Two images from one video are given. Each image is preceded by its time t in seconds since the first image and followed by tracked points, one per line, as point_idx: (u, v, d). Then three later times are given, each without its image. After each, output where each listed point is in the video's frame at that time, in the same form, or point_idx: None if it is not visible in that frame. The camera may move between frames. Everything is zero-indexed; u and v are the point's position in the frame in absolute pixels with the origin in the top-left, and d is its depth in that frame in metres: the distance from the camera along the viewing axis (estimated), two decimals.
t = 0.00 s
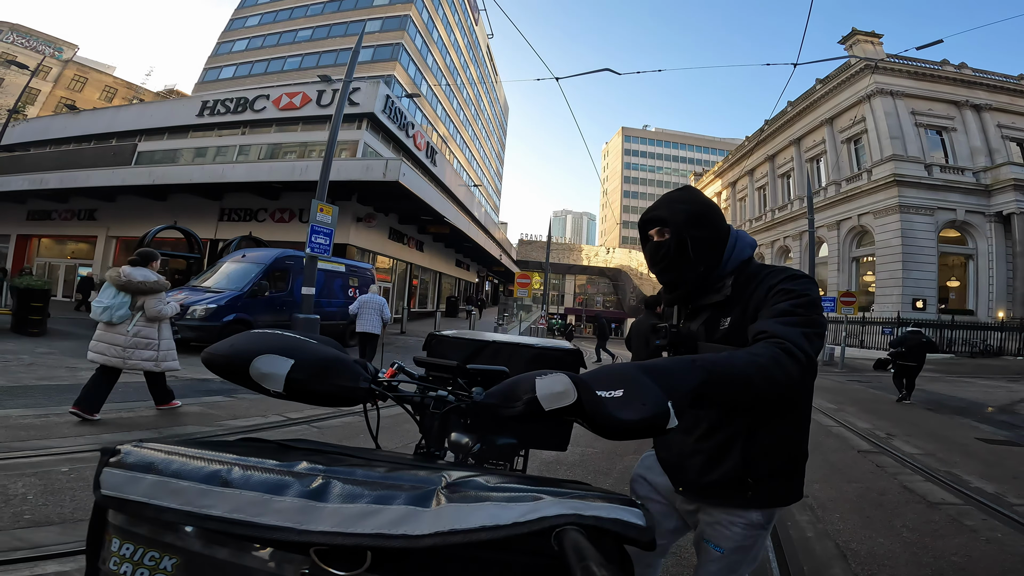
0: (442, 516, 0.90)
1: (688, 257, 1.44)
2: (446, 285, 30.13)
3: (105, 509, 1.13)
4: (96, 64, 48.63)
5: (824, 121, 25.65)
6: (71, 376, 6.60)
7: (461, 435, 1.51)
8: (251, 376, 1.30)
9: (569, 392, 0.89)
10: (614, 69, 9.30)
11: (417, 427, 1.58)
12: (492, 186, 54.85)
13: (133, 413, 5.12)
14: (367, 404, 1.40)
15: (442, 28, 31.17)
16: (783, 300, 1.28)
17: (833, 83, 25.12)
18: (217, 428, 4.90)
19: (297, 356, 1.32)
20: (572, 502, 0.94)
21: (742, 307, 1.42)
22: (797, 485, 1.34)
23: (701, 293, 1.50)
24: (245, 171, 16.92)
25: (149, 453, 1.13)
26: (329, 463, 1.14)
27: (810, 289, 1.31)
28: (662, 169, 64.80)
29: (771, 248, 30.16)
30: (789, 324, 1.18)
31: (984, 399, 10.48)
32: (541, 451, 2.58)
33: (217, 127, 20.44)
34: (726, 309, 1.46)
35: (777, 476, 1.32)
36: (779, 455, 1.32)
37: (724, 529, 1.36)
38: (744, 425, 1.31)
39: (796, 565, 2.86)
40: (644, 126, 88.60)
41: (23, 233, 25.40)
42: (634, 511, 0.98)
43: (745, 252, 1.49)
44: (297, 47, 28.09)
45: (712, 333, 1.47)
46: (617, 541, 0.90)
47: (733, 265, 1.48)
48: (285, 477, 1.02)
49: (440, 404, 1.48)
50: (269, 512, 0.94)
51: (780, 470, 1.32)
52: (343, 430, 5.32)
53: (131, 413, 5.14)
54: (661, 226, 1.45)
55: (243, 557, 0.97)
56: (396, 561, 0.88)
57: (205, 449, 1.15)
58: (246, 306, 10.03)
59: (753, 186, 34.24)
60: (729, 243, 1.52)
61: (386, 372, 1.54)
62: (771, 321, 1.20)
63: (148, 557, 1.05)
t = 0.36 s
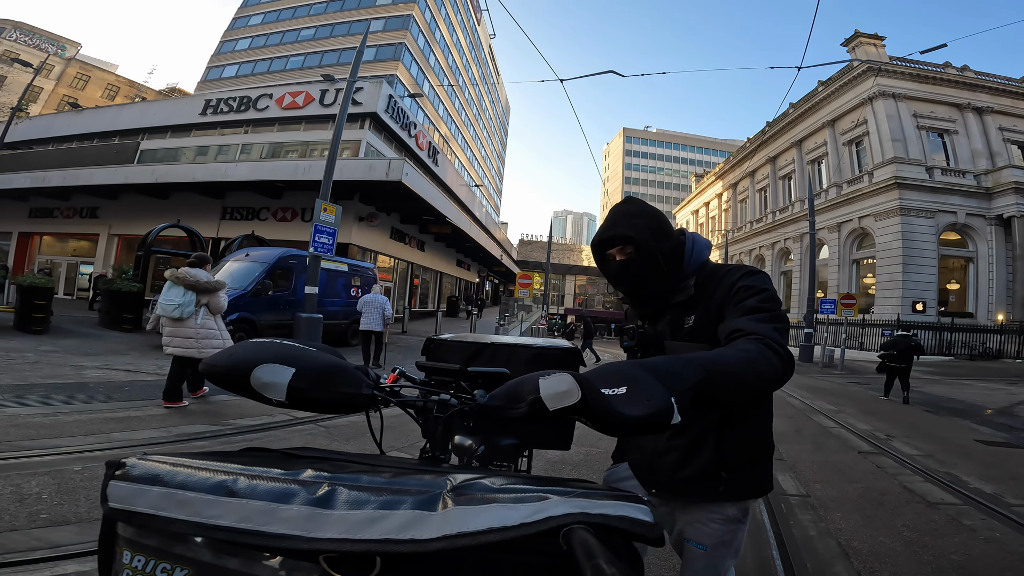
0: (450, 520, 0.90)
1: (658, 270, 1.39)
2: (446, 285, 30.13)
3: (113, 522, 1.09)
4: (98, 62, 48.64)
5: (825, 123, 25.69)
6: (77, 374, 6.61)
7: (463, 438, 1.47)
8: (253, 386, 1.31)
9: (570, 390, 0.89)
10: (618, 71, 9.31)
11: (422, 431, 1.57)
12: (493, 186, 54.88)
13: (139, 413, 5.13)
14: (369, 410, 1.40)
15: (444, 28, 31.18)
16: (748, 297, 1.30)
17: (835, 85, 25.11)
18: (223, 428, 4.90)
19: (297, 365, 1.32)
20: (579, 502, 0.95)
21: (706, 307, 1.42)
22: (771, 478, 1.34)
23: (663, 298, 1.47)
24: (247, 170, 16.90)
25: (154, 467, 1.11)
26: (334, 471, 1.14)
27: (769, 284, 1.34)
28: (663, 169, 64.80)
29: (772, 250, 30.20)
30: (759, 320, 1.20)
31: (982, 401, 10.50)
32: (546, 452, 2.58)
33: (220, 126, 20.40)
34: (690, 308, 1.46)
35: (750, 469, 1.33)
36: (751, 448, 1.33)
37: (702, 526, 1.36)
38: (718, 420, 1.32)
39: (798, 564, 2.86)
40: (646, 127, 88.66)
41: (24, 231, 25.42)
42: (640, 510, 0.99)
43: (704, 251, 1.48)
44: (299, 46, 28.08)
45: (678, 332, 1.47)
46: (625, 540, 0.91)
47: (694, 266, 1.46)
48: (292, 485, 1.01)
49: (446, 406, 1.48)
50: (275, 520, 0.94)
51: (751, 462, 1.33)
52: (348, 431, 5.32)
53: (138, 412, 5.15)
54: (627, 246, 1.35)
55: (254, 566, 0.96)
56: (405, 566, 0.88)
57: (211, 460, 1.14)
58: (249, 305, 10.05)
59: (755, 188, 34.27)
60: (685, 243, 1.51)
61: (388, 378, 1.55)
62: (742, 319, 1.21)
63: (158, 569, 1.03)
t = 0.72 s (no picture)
0: (442, 517, 0.91)
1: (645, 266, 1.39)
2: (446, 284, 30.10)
3: (106, 515, 1.09)
4: (101, 58, 48.62)
5: (827, 126, 25.73)
6: (75, 369, 6.60)
7: (460, 437, 1.51)
8: (249, 380, 1.31)
9: (567, 391, 0.91)
10: (620, 74, 9.31)
11: (418, 429, 1.57)
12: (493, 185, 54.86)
13: (138, 408, 5.13)
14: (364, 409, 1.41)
15: (447, 27, 31.16)
16: (731, 298, 1.30)
17: (838, 88, 25.11)
18: (220, 424, 4.91)
19: (294, 361, 1.33)
20: (574, 501, 0.95)
21: (683, 307, 1.40)
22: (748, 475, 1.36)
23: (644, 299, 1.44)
24: (248, 167, 16.89)
25: (148, 460, 1.10)
26: (328, 468, 1.14)
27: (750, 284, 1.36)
28: (664, 171, 64.81)
29: (771, 253, 30.19)
30: (748, 323, 1.22)
31: (979, 405, 10.50)
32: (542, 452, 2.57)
33: (223, 123, 20.37)
34: (673, 308, 1.42)
35: (731, 467, 1.33)
36: (732, 445, 1.34)
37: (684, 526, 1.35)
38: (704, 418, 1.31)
39: (789, 564, 2.87)
40: (648, 129, 88.58)
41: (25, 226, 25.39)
42: (634, 511, 0.99)
43: (682, 250, 1.47)
44: (303, 44, 28.05)
45: (660, 333, 1.44)
46: (620, 539, 0.91)
47: (672, 262, 1.44)
48: (286, 482, 1.01)
49: (440, 405, 1.49)
50: (270, 516, 0.94)
51: (734, 460, 1.34)
52: (345, 428, 5.30)
53: (136, 408, 5.15)
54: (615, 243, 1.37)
55: (244, 562, 0.97)
56: (399, 566, 0.88)
57: (206, 455, 1.15)
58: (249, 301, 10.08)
59: (755, 190, 34.28)
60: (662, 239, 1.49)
61: (385, 375, 1.55)
62: (733, 321, 1.22)
63: (150, 564, 1.04)
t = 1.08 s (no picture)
0: (441, 518, 0.91)
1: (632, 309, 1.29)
2: (446, 283, 30.11)
3: (104, 515, 1.09)
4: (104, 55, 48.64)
5: (829, 129, 25.75)
6: (75, 365, 6.60)
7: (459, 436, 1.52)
8: (248, 380, 1.32)
9: (564, 390, 0.91)
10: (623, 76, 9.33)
11: (417, 430, 1.57)
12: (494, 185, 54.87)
13: (139, 405, 5.13)
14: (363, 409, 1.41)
15: (450, 26, 31.17)
16: (748, 309, 1.26)
17: (840, 91, 25.14)
18: (220, 421, 4.91)
19: (293, 361, 1.33)
20: (572, 502, 0.96)
21: (693, 316, 1.38)
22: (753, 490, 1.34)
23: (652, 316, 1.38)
24: (250, 164, 16.89)
25: (146, 460, 1.11)
26: (327, 468, 1.14)
27: (770, 295, 1.32)
28: (665, 173, 64.81)
29: (771, 255, 30.22)
30: (764, 338, 1.19)
31: (976, 409, 10.52)
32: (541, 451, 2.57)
33: (225, 120, 20.37)
34: (681, 315, 1.41)
35: (734, 480, 1.32)
36: (738, 459, 1.31)
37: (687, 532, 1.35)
38: (709, 430, 1.29)
39: (785, 564, 2.88)
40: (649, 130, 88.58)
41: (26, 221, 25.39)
42: (632, 511, 1.00)
43: (695, 253, 1.40)
44: (306, 42, 28.05)
45: (667, 339, 1.43)
46: (619, 539, 0.91)
47: (685, 271, 1.37)
48: (285, 482, 1.02)
49: (440, 405, 1.50)
50: (269, 517, 0.95)
51: (737, 475, 1.32)
52: (344, 426, 5.31)
53: (138, 404, 5.15)
54: (598, 299, 1.25)
55: (243, 561, 0.97)
56: (398, 566, 0.89)
57: (204, 455, 1.15)
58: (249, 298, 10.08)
59: (756, 193, 34.33)
60: (671, 245, 1.39)
61: (384, 375, 1.55)
62: (747, 334, 1.20)
63: (150, 564, 1.04)
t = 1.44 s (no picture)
0: (443, 520, 0.91)
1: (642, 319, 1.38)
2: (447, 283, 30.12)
3: (109, 520, 1.09)
4: (106, 54, 48.77)
5: (830, 130, 25.74)
6: (78, 364, 6.61)
7: (461, 437, 1.50)
8: (249, 383, 1.32)
9: (565, 387, 0.92)
10: (626, 77, 9.35)
11: (418, 431, 1.56)
12: (495, 185, 54.86)
13: (143, 404, 5.14)
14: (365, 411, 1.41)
15: (452, 26, 31.16)
16: (758, 315, 1.26)
17: (841, 92, 25.12)
18: (224, 420, 4.93)
19: (294, 365, 1.33)
20: (574, 502, 0.96)
21: (707, 322, 1.39)
22: (780, 496, 1.31)
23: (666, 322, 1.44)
24: (253, 164, 16.89)
25: (150, 465, 1.11)
26: (330, 471, 1.14)
27: (784, 300, 1.30)
28: (666, 173, 64.77)
29: (772, 256, 30.23)
30: (772, 344, 1.18)
31: (976, 411, 10.52)
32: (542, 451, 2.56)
33: (227, 120, 20.36)
34: (696, 324, 1.44)
35: (756, 487, 1.30)
36: (758, 466, 1.29)
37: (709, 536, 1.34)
38: (724, 436, 1.29)
39: (786, 564, 2.88)
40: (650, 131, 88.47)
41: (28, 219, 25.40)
42: (636, 511, 1.00)
43: (708, 263, 1.44)
44: (308, 42, 28.03)
45: (685, 347, 1.45)
46: (623, 539, 0.91)
47: (697, 279, 1.42)
48: (289, 485, 1.02)
49: (441, 407, 1.51)
50: (272, 520, 0.95)
51: (760, 481, 1.30)
52: (347, 425, 5.32)
53: (141, 403, 5.16)
54: (609, 311, 1.34)
55: (246, 565, 0.97)
56: (402, 568, 0.89)
57: (206, 458, 1.15)
58: (251, 297, 10.07)
59: (757, 193, 34.33)
60: (684, 254, 1.44)
61: (386, 378, 1.56)
62: (753, 341, 1.19)
63: (155, 568, 1.04)
